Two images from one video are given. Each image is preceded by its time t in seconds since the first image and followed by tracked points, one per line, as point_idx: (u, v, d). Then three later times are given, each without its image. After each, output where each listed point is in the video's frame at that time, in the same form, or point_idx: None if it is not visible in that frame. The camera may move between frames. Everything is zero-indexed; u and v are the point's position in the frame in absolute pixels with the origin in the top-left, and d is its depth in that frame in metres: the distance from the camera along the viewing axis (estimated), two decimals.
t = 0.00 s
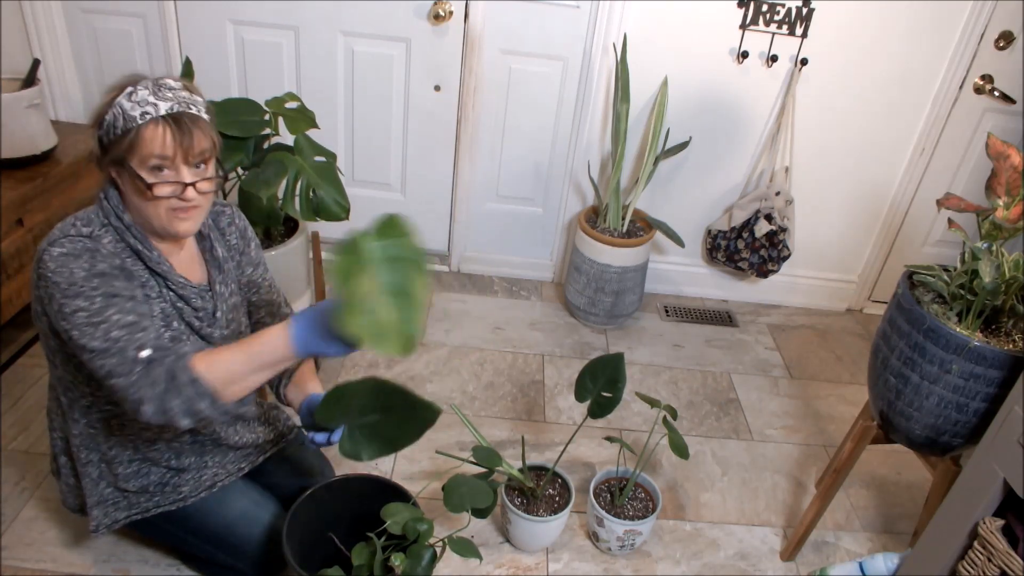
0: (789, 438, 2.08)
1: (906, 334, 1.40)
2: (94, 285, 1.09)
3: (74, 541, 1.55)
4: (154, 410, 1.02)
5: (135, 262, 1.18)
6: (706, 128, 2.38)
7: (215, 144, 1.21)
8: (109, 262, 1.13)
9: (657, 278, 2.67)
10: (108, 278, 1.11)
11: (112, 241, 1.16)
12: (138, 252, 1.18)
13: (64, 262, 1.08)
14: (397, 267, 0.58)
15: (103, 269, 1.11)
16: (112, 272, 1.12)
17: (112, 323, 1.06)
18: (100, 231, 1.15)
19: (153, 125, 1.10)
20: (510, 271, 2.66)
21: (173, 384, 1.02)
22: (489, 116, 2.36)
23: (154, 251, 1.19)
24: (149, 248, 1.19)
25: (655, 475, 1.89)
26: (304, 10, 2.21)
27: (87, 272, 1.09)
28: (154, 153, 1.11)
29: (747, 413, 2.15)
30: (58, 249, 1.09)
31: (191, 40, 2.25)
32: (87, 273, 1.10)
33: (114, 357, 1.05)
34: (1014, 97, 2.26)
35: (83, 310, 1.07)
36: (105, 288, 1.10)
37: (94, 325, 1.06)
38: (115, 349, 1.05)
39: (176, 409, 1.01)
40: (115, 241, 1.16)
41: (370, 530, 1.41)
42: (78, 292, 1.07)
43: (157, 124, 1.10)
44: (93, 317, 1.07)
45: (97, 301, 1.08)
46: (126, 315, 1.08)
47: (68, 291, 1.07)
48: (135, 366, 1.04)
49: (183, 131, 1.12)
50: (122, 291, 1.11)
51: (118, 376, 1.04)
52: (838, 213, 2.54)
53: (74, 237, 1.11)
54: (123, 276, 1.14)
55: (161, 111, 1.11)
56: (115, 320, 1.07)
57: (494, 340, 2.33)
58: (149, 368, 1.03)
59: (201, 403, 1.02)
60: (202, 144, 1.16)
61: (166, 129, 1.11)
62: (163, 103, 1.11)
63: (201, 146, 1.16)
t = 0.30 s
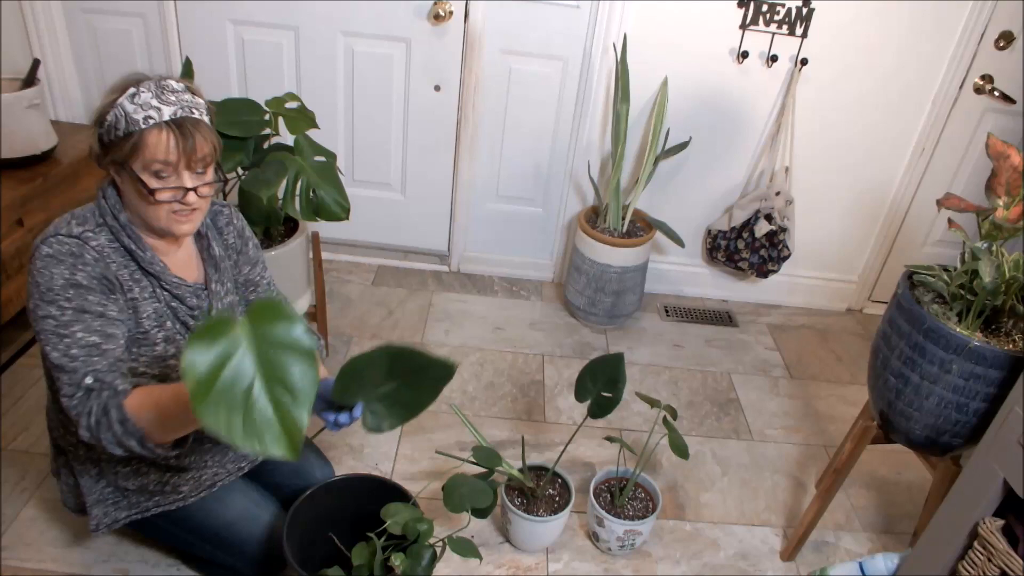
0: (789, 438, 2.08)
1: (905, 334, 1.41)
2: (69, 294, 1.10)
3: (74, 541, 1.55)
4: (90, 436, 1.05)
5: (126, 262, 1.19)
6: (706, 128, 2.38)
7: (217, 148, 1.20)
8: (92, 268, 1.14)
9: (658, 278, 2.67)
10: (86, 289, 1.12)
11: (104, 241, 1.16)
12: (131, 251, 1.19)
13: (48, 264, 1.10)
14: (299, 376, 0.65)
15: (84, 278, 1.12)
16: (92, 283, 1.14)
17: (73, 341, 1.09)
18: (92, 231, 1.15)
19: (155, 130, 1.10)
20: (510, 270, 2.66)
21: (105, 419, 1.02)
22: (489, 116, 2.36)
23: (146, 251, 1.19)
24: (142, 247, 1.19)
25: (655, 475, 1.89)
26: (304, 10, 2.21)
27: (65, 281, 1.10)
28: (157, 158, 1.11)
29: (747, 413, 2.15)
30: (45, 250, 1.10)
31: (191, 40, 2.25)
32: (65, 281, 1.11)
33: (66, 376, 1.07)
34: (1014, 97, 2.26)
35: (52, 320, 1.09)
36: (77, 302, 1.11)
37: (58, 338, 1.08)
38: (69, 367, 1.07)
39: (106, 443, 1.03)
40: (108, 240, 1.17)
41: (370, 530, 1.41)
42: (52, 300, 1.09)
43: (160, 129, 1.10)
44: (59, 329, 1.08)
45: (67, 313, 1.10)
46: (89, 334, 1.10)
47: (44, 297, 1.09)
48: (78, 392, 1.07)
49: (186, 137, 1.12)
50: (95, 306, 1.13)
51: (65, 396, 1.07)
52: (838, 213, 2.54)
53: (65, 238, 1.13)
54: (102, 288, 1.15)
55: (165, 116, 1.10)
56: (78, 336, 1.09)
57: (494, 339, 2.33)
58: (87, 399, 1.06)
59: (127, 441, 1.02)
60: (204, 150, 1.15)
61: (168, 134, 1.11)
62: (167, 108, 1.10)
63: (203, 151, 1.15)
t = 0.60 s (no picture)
0: (789, 438, 2.08)
1: (906, 334, 1.41)
2: (63, 300, 1.12)
3: (74, 541, 1.55)
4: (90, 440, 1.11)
5: (121, 262, 1.18)
6: (707, 128, 2.38)
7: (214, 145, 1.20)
8: (86, 270, 1.14)
9: (658, 278, 2.67)
10: (80, 295, 1.13)
11: (98, 241, 1.16)
12: (124, 251, 1.18)
13: (41, 269, 1.11)
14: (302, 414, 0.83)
15: (78, 283, 1.13)
16: (86, 287, 1.14)
17: (70, 347, 1.12)
18: (86, 231, 1.15)
19: (156, 130, 1.10)
20: (510, 270, 2.66)
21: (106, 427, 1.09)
22: (489, 116, 2.36)
23: (140, 250, 1.18)
24: (136, 247, 1.18)
25: (655, 475, 1.89)
26: (304, 10, 2.21)
27: (59, 287, 1.11)
28: (160, 158, 1.11)
29: (747, 413, 2.15)
30: (38, 254, 1.10)
31: (191, 40, 2.25)
32: (60, 286, 1.12)
33: (65, 383, 1.12)
34: (1014, 97, 2.26)
35: (48, 325, 1.12)
36: (72, 308, 1.13)
37: (54, 344, 1.12)
38: (68, 375, 1.12)
39: (107, 448, 1.11)
40: (102, 240, 1.16)
41: (370, 530, 1.41)
42: (47, 306, 1.11)
43: (160, 129, 1.11)
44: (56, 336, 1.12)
45: (63, 318, 1.12)
46: (87, 341, 1.14)
47: (40, 301, 1.11)
48: (79, 400, 1.12)
49: (186, 135, 1.13)
50: (90, 312, 1.14)
51: (65, 402, 1.12)
52: (838, 213, 2.54)
53: (59, 240, 1.12)
54: (97, 291, 1.16)
55: (163, 116, 1.11)
56: (75, 343, 1.13)
57: (495, 340, 2.33)
58: (89, 407, 1.11)
59: (129, 449, 1.10)
60: (203, 147, 1.16)
61: (169, 133, 1.11)
62: (163, 107, 1.11)
63: (202, 148, 1.16)
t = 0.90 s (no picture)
0: (789, 438, 2.07)
1: (906, 334, 1.40)
2: (71, 302, 1.12)
3: (74, 541, 1.55)
4: (111, 441, 1.14)
5: (123, 263, 1.18)
6: (706, 128, 2.38)
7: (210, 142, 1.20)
8: (90, 271, 1.14)
9: (658, 278, 2.67)
10: (87, 296, 1.13)
11: (99, 241, 1.16)
12: (126, 251, 1.18)
13: (45, 272, 1.10)
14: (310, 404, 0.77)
15: (84, 285, 1.13)
16: (92, 289, 1.14)
17: (85, 349, 1.13)
18: (87, 232, 1.15)
19: (151, 128, 1.10)
20: (510, 270, 2.66)
21: (131, 429, 1.13)
22: (489, 116, 2.36)
23: (142, 250, 1.19)
24: (137, 247, 1.19)
25: (655, 475, 1.89)
26: (304, 11, 2.21)
27: (66, 289, 1.11)
28: (154, 156, 1.11)
29: (747, 413, 2.15)
30: (40, 256, 1.10)
31: (191, 40, 2.25)
32: (66, 289, 1.12)
33: (82, 386, 1.14)
34: (1014, 97, 2.26)
35: (58, 328, 1.12)
36: (80, 310, 1.13)
37: (66, 346, 1.12)
38: (86, 378, 1.14)
39: (131, 449, 1.14)
40: (103, 241, 1.16)
41: (370, 530, 1.41)
42: (55, 309, 1.11)
43: (154, 126, 1.11)
44: (68, 338, 1.12)
45: (73, 321, 1.13)
46: (99, 342, 1.15)
47: (47, 305, 1.11)
48: (101, 403, 1.14)
49: (181, 131, 1.13)
50: (98, 313, 1.14)
51: (84, 403, 1.14)
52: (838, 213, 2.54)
53: (60, 242, 1.12)
54: (103, 292, 1.16)
55: (157, 113, 1.11)
56: (90, 345, 1.14)
57: (495, 340, 2.33)
58: (112, 409, 1.14)
59: (151, 449, 1.14)
60: (199, 144, 1.16)
61: (163, 130, 1.11)
62: (158, 103, 1.11)
63: (198, 146, 1.16)
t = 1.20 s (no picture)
0: (789, 439, 2.07)
1: (906, 334, 1.40)
2: (54, 306, 1.13)
3: (74, 540, 1.55)
4: (108, 439, 1.19)
5: (104, 266, 1.17)
6: (707, 127, 2.38)
7: (174, 188, 1.09)
8: (70, 274, 1.14)
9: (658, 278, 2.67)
10: (69, 299, 1.14)
11: (83, 243, 1.15)
12: (105, 254, 1.16)
13: (31, 275, 1.11)
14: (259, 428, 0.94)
15: (64, 288, 1.13)
16: (73, 291, 1.14)
17: (74, 351, 1.15)
18: (69, 235, 1.14)
19: (97, 168, 1.03)
20: (510, 270, 2.66)
21: (126, 429, 1.17)
22: (489, 116, 2.36)
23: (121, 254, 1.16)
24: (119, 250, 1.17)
25: (655, 475, 1.89)
26: (304, 11, 2.21)
27: (48, 293, 1.12)
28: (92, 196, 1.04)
29: (747, 413, 2.15)
30: (24, 261, 1.11)
31: (190, 40, 2.25)
32: (49, 292, 1.12)
33: (76, 386, 1.17)
34: (1014, 97, 2.26)
35: (45, 331, 1.13)
36: (63, 312, 1.13)
37: (55, 348, 1.14)
38: (79, 378, 1.17)
39: (127, 447, 1.20)
40: (86, 243, 1.15)
41: (370, 530, 1.41)
42: (39, 312, 1.12)
43: (101, 166, 1.03)
44: (55, 341, 1.14)
45: (58, 324, 1.14)
46: (85, 343, 1.16)
47: (32, 308, 1.12)
48: (94, 403, 1.18)
49: (128, 179, 1.03)
50: (81, 315, 1.15)
51: (79, 402, 1.18)
52: (837, 213, 2.54)
53: (43, 245, 1.12)
54: (85, 295, 1.15)
55: (111, 155, 1.03)
56: (79, 346, 1.16)
57: (495, 340, 2.33)
58: (106, 410, 1.18)
59: (147, 450, 1.20)
60: (151, 194, 1.06)
61: (107, 173, 1.03)
62: (116, 145, 1.03)
63: (151, 195, 1.06)
